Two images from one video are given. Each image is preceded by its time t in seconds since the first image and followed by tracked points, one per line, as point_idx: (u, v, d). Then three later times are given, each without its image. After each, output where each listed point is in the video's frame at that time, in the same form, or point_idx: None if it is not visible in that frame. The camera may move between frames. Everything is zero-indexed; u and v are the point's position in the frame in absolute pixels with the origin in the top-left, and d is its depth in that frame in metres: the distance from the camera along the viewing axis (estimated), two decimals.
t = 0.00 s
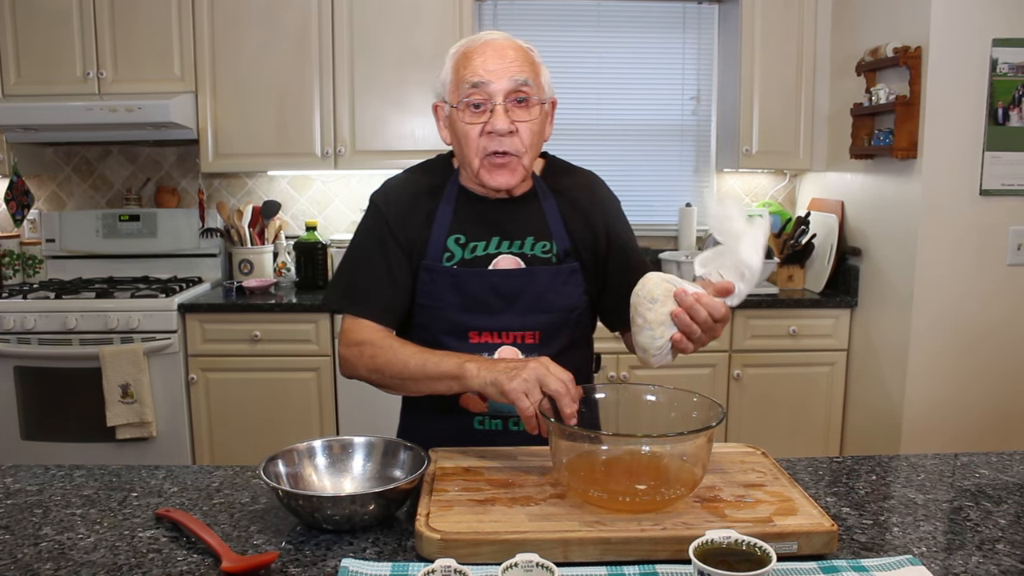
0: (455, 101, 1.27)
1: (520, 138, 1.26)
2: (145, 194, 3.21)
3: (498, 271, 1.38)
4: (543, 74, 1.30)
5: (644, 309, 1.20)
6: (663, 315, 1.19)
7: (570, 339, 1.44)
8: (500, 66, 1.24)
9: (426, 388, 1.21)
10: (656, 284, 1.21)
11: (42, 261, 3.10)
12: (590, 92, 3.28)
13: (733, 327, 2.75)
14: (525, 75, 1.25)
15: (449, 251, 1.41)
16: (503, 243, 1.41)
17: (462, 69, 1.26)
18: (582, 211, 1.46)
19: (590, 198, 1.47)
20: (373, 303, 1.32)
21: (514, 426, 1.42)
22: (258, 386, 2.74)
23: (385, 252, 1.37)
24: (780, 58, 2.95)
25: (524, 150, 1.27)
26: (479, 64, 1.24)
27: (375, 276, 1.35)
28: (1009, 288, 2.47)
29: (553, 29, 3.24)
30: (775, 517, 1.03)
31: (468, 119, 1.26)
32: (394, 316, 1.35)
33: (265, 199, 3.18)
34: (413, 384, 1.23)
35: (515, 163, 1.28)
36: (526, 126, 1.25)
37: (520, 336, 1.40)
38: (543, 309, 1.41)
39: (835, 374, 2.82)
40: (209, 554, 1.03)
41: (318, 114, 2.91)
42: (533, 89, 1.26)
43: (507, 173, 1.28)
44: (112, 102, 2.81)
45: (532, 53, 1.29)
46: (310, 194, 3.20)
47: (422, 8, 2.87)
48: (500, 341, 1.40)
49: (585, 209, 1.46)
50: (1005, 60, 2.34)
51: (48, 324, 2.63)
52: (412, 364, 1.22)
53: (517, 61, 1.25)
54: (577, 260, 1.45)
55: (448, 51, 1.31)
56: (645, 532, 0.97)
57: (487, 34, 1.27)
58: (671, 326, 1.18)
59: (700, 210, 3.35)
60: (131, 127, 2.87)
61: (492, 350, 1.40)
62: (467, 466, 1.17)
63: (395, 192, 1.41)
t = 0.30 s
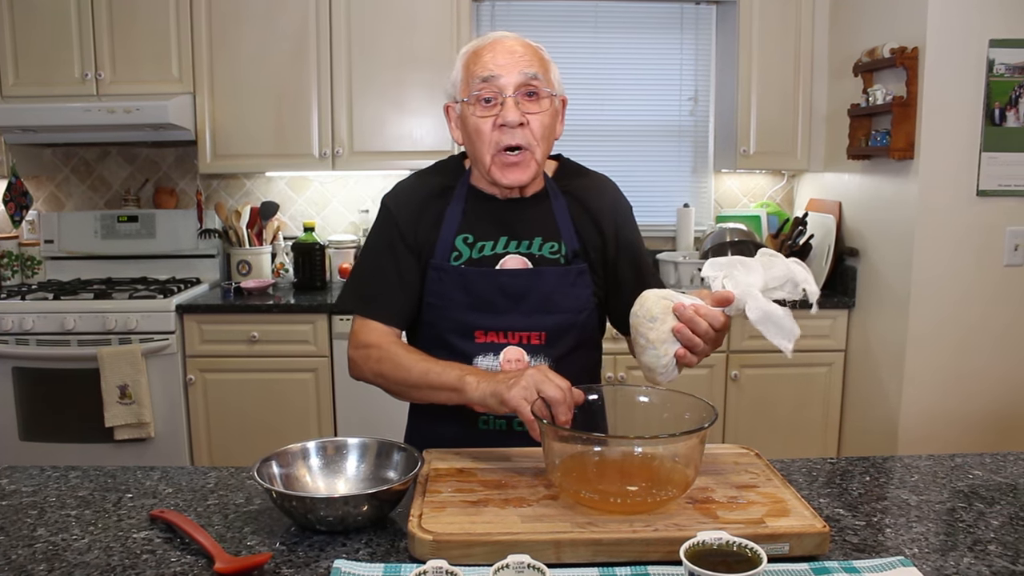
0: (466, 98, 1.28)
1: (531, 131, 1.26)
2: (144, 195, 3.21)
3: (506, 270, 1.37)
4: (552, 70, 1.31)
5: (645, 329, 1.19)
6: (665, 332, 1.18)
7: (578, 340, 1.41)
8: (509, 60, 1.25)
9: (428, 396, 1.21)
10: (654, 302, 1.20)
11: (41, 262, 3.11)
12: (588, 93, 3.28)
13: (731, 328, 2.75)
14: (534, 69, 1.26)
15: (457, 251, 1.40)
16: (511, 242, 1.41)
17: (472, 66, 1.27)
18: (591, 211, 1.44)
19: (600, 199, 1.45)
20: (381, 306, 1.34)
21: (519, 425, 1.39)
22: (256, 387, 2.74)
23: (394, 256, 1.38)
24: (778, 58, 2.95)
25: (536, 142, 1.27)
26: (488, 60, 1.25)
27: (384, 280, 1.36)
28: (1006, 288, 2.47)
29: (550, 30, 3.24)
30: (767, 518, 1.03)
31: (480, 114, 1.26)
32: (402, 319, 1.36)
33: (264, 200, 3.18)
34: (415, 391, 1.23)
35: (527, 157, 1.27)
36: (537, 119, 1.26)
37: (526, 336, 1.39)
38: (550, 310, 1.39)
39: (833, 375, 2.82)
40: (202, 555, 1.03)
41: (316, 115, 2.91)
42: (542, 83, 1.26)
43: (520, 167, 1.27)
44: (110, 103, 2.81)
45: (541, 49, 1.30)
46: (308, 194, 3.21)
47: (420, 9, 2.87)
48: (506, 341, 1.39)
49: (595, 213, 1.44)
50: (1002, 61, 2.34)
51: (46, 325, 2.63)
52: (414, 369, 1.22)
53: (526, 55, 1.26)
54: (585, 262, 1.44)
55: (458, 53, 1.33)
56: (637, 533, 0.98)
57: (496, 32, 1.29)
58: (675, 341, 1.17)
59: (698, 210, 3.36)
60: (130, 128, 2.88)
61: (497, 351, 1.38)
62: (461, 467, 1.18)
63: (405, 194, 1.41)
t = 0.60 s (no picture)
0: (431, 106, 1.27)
1: (499, 138, 1.27)
2: (140, 196, 3.22)
3: (483, 271, 1.38)
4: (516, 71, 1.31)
5: (640, 306, 1.19)
6: (658, 309, 1.18)
7: (558, 336, 1.44)
8: (474, 67, 1.24)
9: (417, 411, 1.21)
10: (649, 281, 1.21)
11: (38, 262, 3.11)
12: (584, 93, 3.29)
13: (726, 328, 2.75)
14: (497, 74, 1.25)
15: (431, 257, 1.40)
16: (486, 244, 1.41)
17: (435, 73, 1.26)
18: (562, 208, 1.47)
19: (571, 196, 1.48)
20: (358, 320, 1.33)
21: (507, 426, 1.40)
22: (253, 387, 2.75)
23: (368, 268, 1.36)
24: (774, 58, 2.95)
25: (505, 149, 1.28)
26: (451, 67, 1.24)
27: (359, 293, 1.35)
28: (1001, 288, 2.47)
29: (546, 29, 3.24)
30: (754, 518, 1.03)
31: (446, 122, 1.26)
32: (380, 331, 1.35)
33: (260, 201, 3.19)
34: (403, 406, 1.22)
35: (496, 164, 1.29)
36: (504, 125, 1.26)
37: (508, 336, 1.40)
38: (529, 308, 1.41)
39: (829, 374, 2.83)
40: (190, 555, 1.03)
41: (312, 115, 2.92)
42: (506, 88, 1.26)
43: (490, 175, 1.28)
44: (106, 103, 2.81)
45: (503, 51, 1.29)
46: (305, 195, 3.21)
47: (416, 9, 2.87)
48: (487, 342, 1.40)
49: (568, 210, 1.47)
50: (997, 60, 2.34)
51: (42, 325, 2.64)
52: (401, 386, 1.22)
53: (490, 60, 1.25)
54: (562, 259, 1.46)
55: (420, 57, 1.31)
56: (624, 533, 0.98)
57: (458, 36, 1.27)
58: (667, 320, 1.18)
59: (695, 210, 3.36)
60: (126, 129, 2.88)
61: (481, 354, 1.39)
62: (450, 467, 1.18)
63: (376, 205, 1.40)
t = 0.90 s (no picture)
0: (435, 137, 1.22)
1: (503, 174, 1.24)
2: (135, 194, 3.22)
3: (474, 275, 1.38)
4: (519, 95, 1.24)
5: (647, 307, 1.15)
6: (664, 311, 1.15)
7: (548, 339, 1.44)
8: (483, 105, 1.18)
9: (405, 407, 1.21)
10: (654, 283, 1.17)
11: (33, 262, 3.11)
12: (580, 91, 3.28)
13: (722, 327, 2.75)
14: (507, 110, 1.19)
15: (420, 262, 1.39)
16: (476, 248, 1.41)
17: (440, 106, 1.19)
18: (552, 211, 1.46)
19: (561, 199, 1.47)
20: (341, 323, 1.32)
21: (495, 429, 1.41)
22: (247, 386, 2.75)
23: (353, 268, 1.35)
24: (770, 56, 2.95)
25: (506, 181, 1.26)
26: (460, 103, 1.18)
27: (343, 294, 1.34)
28: (997, 286, 2.46)
29: (543, 27, 3.23)
30: (740, 517, 1.02)
31: (451, 157, 1.22)
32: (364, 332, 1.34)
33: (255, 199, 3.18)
34: (390, 403, 1.22)
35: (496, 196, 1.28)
36: (509, 162, 1.23)
37: (498, 339, 1.40)
38: (519, 311, 1.41)
39: (825, 373, 2.82)
40: (174, 554, 1.03)
41: (307, 114, 2.91)
42: (514, 123, 1.21)
43: (489, 206, 1.28)
44: (101, 102, 2.81)
45: (509, 75, 1.22)
46: (301, 193, 3.21)
47: (410, 7, 2.87)
48: (477, 345, 1.39)
49: (558, 211, 1.46)
50: (992, 58, 2.33)
51: (37, 324, 2.63)
52: (388, 384, 1.22)
53: (499, 94, 1.18)
54: (551, 262, 1.46)
55: (419, 74, 1.22)
56: (608, 532, 0.97)
57: (464, 63, 1.18)
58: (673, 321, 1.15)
59: (691, 209, 3.35)
60: (121, 128, 2.87)
61: (470, 355, 1.39)
62: (436, 466, 1.17)
63: (361, 205, 1.39)
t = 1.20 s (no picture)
0: (432, 142, 1.21)
1: (500, 180, 1.23)
2: (132, 193, 3.21)
3: (469, 277, 1.36)
4: (520, 100, 1.23)
5: (654, 305, 1.13)
6: (672, 310, 1.13)
7: (544, 343, 1.43)
8: (481, 113, 1.16)
9: (391, 399, 1.20)
10: (663, 282, 1.15)
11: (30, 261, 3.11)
12: (578, 90, 3.27)
13: (719, 326, 2.74)
14: (506, 118, 1.18)
15: (415, 263, 1.38)
16: (472, 250, 1.40)
17: (438, 111, 1.17)
18: (551, 212, 1.46)
19: (560, 201, 1.47)
20: (331, 322, 1.32)
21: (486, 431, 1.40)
22: (243, 385, 2.75)
23: (345, 267, 1.35)
24: (767, 55, 2.94)
25: (504, 187, 1.25)
26: (458, 109, 1.16)
27: (335, 292, 1.33)
28: (994, 285, 2.45)
29: (540, 25, 3.23)
30: (728, 517, 1.01)
31: (448, 163, 1.21)
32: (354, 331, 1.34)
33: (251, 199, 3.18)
34: (376, 397, 1.22)
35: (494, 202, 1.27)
36: (507, 169, 1.22)
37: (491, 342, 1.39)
38: (513, 314, 1.40)
39: (822, 373, 2.81)
40: (159, 553, 1.02)
41: (304, 113, 2.91)
42: (513, 130, 1.19)
43: (487, 212, 1.27)
44: (97, 101, 2.80)
45: (509, 80, 1.20)
46: (297, 193, 3.21)
47: (406, 6, 2.87)
48: (471, 347, 1.39)
49: (557, 214, 1.46)
50: (989, 57, 2.32)
51: (33, 323, 2.63)
52: (374, 378, 1.21)
53: (499, 102, 1.17)
54: (548, 265, 1.45)
55: (417, 76, 1.20)
56: (594, 532, 0.97)
57: (464, 68, 1.17)
58: (680, 320, 1.13)
59: (689, 208, 3.35)
60: (117, 127, 2.87)
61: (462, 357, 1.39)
62: (425, 465, 1.17)
63: (356, 203, 1.38)
